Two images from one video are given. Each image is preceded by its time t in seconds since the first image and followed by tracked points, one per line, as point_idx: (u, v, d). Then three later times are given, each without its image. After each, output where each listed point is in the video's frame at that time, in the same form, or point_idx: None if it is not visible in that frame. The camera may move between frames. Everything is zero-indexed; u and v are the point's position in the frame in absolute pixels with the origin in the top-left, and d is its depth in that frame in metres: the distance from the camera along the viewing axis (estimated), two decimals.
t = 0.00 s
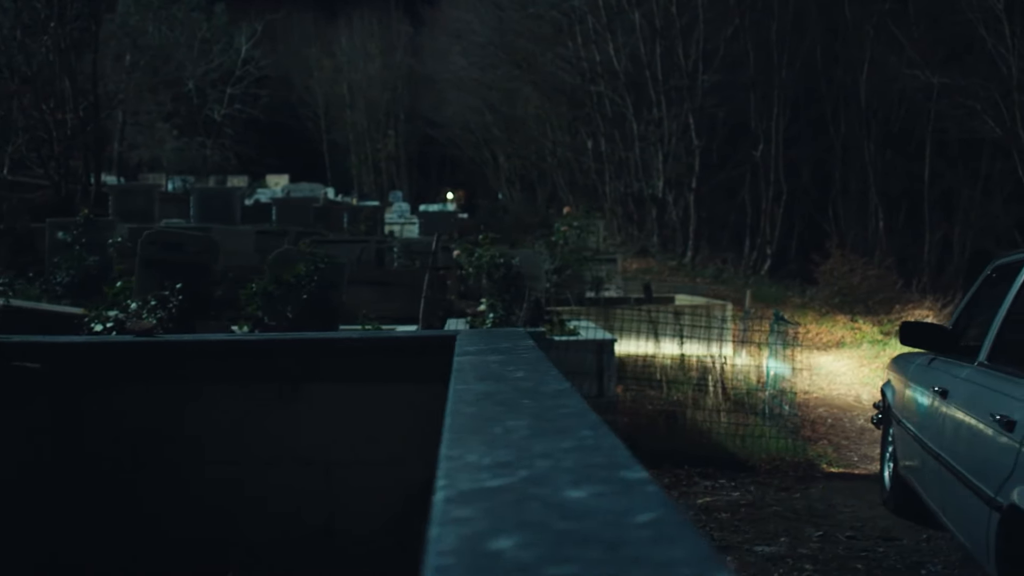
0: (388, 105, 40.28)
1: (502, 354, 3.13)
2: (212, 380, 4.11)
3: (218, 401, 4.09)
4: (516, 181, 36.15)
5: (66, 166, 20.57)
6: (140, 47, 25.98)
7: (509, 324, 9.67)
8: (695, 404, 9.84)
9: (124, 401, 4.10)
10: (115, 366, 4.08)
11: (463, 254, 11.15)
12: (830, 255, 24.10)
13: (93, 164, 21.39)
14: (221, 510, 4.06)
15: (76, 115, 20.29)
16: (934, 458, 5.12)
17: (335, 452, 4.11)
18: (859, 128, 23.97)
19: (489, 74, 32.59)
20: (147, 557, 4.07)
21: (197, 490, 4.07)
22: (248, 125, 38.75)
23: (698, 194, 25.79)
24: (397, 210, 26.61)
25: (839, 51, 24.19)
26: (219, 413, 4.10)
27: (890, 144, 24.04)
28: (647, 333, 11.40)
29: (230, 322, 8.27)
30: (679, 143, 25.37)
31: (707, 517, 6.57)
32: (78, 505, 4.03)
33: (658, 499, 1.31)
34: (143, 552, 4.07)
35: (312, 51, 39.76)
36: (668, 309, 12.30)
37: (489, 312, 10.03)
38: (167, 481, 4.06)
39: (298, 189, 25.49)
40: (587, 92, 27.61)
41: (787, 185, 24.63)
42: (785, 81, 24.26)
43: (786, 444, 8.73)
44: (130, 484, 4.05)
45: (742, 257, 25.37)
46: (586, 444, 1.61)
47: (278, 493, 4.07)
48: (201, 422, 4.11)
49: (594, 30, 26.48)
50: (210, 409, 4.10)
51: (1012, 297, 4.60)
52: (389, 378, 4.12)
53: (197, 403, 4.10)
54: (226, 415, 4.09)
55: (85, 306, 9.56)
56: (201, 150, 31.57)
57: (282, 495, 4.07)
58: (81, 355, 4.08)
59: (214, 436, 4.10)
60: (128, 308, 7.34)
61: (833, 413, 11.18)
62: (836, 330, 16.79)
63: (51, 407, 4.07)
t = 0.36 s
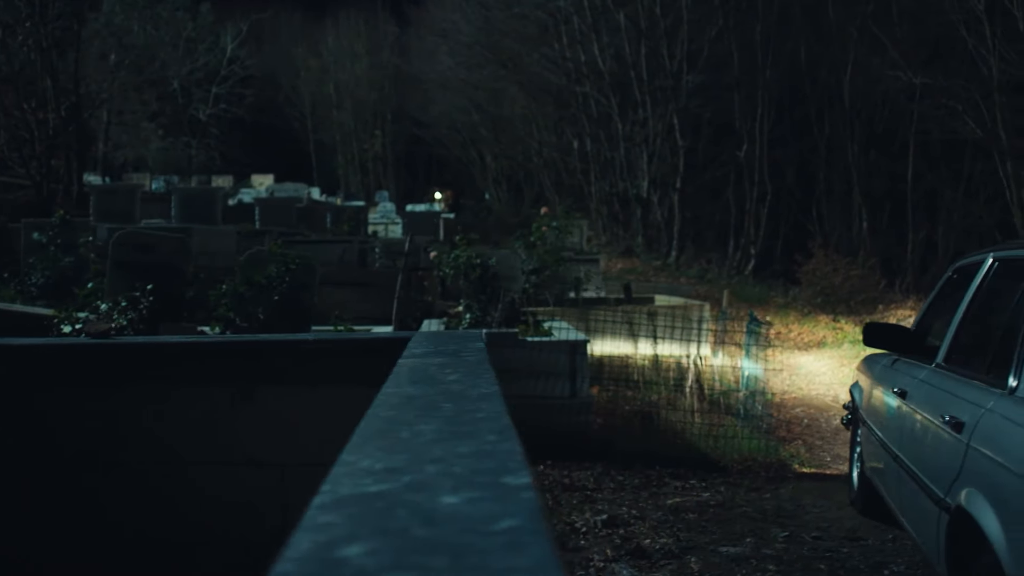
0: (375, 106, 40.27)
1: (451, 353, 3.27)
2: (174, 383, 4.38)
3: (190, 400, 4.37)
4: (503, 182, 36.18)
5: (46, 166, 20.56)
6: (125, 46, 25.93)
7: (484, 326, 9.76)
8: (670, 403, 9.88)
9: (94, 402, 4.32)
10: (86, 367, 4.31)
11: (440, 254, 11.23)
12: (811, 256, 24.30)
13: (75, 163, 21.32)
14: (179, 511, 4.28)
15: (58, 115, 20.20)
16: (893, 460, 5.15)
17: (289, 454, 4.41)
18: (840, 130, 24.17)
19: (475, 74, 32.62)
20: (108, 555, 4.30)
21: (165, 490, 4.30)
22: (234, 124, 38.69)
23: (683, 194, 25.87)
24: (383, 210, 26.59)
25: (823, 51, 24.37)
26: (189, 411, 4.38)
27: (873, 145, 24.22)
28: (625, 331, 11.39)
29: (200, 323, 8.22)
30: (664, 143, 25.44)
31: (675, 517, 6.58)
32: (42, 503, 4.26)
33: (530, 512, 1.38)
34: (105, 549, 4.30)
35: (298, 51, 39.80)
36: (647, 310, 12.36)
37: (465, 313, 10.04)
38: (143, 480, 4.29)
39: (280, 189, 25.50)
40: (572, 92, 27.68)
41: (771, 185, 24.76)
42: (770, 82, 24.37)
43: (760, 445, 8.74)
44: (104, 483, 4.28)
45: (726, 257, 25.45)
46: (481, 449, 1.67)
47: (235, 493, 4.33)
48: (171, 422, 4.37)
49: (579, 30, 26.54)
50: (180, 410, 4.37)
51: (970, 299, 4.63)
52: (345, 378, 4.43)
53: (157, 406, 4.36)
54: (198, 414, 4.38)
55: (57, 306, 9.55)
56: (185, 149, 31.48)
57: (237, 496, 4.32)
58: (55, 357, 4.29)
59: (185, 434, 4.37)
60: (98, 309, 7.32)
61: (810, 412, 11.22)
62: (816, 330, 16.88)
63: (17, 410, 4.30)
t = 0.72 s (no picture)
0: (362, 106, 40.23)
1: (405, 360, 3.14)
2: (136, 385, 4.46)
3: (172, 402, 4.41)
4: (490, 182, 36.20)
5: (28, 166, 20.52)
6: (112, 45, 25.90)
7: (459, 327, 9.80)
8: (647, 404, 9.87)
9: (86, 402, 4.44)
10: (82, 367, 4.47)
11: (417, 255, 11.24)
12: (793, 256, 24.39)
13: (58, 163, 21.30)
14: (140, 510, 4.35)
15: (41, 114, 20.19)
16: (855, 462, 5.17)
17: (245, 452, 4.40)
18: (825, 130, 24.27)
19: (461, 75, 32.64)
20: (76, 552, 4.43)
21: (145, 490, 4.35)
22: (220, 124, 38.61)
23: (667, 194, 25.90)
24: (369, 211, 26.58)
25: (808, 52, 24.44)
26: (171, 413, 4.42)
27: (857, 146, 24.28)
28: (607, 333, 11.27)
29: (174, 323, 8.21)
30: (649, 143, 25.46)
31: (643, 518, 6.60)
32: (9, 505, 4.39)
33: (400, 520, 1.44)
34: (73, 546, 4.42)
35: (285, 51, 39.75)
36: (626, 310, 12.37)
37: (441, 314, 10.05)
38: (106, 481, 4.38)
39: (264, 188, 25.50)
40: (557, 92, 27.73)
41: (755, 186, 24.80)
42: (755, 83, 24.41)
43: (735, 446, 8.72)
44: (89, 483, 4.39)
45: (710, 257, 25.53)
46: (377, 455, 1.72)
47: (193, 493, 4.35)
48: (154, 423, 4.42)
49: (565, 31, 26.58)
50: (163, 411, 4.43)
51: (928, 302, 4.66)
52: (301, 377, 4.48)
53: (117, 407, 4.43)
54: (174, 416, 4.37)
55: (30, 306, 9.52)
56: (171, 149, 31.44)
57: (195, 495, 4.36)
58: (51, 356, 4.46)
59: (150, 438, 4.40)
60: (70, 310, 7.30)
61: (788, 413, 11.25)
62: (797, 331, 16.93)
63: None
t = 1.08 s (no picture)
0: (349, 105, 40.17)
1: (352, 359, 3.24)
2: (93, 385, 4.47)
3: (129, 403, 4.44)
4: (477, 181, 36.16)
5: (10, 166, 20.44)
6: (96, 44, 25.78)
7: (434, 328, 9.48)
8: (623, 403, 9.86)
9: (40, 402, 4.44)
10: (39, 367, 4.46)
11: (397, 255, 11.23)
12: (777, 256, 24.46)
13: (40, 163, 21.22)
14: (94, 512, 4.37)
15: (23, 114, 20.13)
16: (815, 463, 5.20)
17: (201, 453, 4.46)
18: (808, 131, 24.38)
19: (448, 75, 32.63)
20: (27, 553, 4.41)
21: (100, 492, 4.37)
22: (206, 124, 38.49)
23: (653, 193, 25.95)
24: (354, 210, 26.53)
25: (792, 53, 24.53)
26: (136, 413, 4.48)
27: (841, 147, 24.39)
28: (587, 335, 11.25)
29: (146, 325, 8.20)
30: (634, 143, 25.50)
31: (612, 519, 6.60)
32: None
33: (273, 527, 1.44)
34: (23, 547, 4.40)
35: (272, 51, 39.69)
36: (605, 310, 12.38)
37: (418, 314, 9.81)
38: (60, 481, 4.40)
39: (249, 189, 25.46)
40: (543, 92, 27.76)
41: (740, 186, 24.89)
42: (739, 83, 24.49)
43: (708, 446, 8.74)
44: (43, 483, 4.39)
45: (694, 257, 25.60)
46: (275, 459, 1.72)
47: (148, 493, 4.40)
48: (113, 424, 4.44)
49: (550, 31, 26.62)
50: (122, 412, 4.45)
51: (888, 303, 4.70)
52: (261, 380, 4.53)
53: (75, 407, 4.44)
54: (139, 418, 4.43)
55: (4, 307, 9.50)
56: (156, 149, 31.35)
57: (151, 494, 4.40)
58: (8, 355, 4.43)
59: (107, 438, 4.42)
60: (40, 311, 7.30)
61: (765, 412, 11.22)
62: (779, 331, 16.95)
63: None
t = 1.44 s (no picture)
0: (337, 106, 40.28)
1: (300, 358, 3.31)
2: (39, 386, 4.07)
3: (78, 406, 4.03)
4: (466, 181, 36.18)
5: None
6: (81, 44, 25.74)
7: (412, 328, 9.47)
8: (600, 404, 9.89)
9: None
10: None
11: (375, 256, 11.27)
12: (762, 256, 24.51)
13: (23, 164, 21.13)
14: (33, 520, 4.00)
15: (6, 115, 20.02)
16: (779, 462, 5.20)
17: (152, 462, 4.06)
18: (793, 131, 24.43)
19: (435, 76, 32.72)
20: None
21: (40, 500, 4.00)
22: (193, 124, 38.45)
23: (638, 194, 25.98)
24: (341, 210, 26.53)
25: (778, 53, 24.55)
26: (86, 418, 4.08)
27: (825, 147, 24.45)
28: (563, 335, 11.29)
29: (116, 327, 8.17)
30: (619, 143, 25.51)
31: (582, 519, 6.62)
32: None
33: (148, 532, 1.45)
34: None
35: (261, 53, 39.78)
36: (584, 310, 12.44)
37: (396, 315, 9.79)
38: None
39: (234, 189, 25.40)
40: (530, 93, 27.78)
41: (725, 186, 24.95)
42: (725, 84, 24.51)
43: (683, 446, 8.77)
44: None
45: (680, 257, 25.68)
46: (174, 463, 1.74)
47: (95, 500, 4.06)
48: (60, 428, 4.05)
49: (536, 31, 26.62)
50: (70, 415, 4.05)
51: (846, 302, 4.75)
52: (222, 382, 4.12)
53: (18, 408, 4.04)
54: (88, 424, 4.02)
55: None
56: (143, 150, 31.28)
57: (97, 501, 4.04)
58: None
59: (51, 443, 4.03)
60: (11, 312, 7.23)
61: (743, 412, 11.27)
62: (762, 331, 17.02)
63: None
